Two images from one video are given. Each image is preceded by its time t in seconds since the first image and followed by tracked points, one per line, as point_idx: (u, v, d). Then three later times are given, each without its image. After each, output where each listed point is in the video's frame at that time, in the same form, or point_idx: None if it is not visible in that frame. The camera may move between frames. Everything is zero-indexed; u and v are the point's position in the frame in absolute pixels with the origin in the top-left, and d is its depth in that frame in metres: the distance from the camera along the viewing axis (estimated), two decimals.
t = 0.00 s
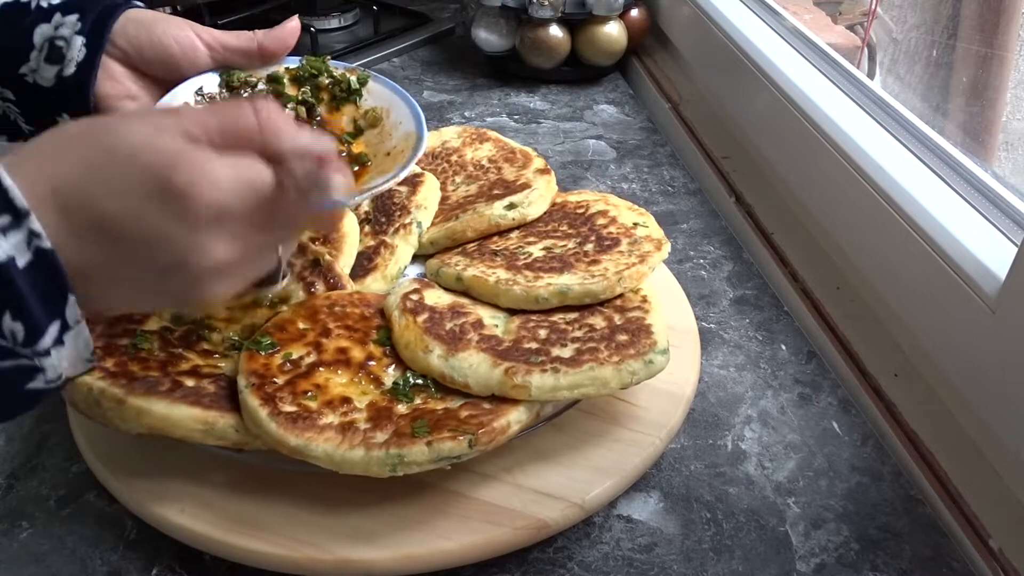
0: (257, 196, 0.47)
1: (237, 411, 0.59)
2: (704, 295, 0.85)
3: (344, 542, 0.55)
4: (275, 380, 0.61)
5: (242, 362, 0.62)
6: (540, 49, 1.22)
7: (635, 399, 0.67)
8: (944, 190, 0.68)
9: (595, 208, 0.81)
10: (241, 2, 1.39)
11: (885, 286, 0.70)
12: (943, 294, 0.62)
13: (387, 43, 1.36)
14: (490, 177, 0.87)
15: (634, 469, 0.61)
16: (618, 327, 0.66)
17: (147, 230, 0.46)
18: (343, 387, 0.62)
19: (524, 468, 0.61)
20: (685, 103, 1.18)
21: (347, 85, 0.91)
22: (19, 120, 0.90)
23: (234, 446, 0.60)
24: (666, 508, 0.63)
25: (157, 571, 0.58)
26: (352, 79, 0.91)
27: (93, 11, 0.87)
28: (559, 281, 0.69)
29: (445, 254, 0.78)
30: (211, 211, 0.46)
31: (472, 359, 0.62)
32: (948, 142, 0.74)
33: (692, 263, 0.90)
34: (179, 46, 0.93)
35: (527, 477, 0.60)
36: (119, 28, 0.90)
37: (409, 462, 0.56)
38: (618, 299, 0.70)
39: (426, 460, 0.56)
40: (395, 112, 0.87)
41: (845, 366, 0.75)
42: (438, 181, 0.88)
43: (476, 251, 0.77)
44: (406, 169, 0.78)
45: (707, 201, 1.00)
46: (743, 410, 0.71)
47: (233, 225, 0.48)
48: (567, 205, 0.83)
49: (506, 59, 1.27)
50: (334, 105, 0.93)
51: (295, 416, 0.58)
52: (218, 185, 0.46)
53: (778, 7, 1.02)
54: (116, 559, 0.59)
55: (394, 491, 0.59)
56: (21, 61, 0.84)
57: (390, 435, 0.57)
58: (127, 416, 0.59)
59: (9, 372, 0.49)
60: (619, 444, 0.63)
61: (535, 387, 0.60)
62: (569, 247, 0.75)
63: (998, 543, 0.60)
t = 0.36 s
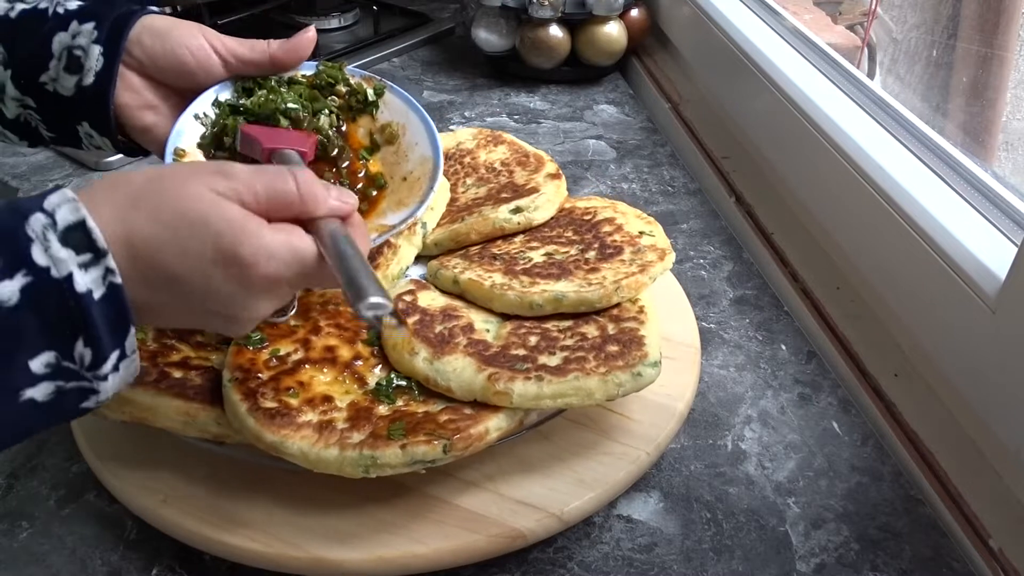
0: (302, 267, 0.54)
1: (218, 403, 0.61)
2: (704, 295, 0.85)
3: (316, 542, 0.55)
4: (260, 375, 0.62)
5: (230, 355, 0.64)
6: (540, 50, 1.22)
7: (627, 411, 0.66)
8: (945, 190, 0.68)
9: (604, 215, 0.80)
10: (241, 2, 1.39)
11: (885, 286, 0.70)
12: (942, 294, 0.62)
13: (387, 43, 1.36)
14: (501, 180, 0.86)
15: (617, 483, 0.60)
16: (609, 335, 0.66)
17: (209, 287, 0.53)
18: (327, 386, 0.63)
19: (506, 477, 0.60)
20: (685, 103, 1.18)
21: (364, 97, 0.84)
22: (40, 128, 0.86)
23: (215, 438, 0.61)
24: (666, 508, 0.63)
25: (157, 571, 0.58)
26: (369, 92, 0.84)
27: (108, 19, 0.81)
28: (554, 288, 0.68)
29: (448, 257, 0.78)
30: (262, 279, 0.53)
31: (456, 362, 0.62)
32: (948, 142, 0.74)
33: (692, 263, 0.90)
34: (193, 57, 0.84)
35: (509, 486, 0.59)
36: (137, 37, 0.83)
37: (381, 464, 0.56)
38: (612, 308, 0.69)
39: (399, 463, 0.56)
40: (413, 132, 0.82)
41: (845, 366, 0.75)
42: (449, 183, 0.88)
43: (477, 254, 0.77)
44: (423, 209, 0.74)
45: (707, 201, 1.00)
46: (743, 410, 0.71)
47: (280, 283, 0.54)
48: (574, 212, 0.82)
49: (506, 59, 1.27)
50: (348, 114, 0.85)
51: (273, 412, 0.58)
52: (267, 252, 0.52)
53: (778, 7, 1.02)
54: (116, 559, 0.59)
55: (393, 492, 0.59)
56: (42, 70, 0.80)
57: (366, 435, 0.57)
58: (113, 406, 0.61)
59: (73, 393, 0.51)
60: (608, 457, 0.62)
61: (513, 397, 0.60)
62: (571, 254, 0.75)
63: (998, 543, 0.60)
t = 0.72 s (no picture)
0: (300, 311, 0.55)
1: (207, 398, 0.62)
2: (704, 295, 0.85)
3: (299, 540, 0.56)
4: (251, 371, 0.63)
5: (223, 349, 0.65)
6: (540, 50, 1.22)
7: (621, 420, 0.65)
8: (945, 190, 0.68)
9: (609, 219, 0.80)
10: (241, 2, 1.39)
11: (886, 286, 0.70)
12: (943, 293, 0.62)
13: (387, 43, 1.36)
14: (507, 182, 0.86)
15: (606, 492, 0.60)
16: (605, 343, 0.65)
17: (203, 332, 0.54)
18: (317, 384, 0.63)
19: (494, 482, 0.60)
20: (685, 103, 1.18)
21: (362, 89, 0.85)
22: (40, 125, 0.86)
23: (203, 433, 0.62)
24: (666, 508, 0.63)
25: (157, 571, 0.58)
26: (367, 83, 0.85)
27: (105, 14, 0.81)
28: (551, 292, 0.68)
29: (450, 258, 0.78)
30: (258, 326, 0.54)
31: (446, 364, 0.63)
32: (948, 142, 0.74)
33: (692, 263, 0.90)
34: (186, 54, 0.85)
35: (496, 491, 0.59)
36: (132, 34, 0.84)
37: (364, 464, 0.56)
38: (610, 315, 0.69)
39: (382, 464, 0.56)
40: (410, 125, 0.83)
41: (844, 366, 0.75)
42: (456, 184, 0.88)
43: (477, 256, 0.77)
44: (414, 206, 0.76)
45: (707, 201, 1.00)
46: (743, 410, 0.71)
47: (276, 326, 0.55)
48: (578, 216, 0.82)
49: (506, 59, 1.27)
50: (347, 106, 0.86)
51: (259, 409, 0.59)
52: (263, 301, 0.53)
53: (778, 7, 1.02)
54: (116, 558, 0.59)
55: (390, 491, 0.59)
56: (40, 67, 0.80)
57: (350, 435, 0.58)
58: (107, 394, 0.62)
59: (47, 434, 0.51)
60: (597, 465, 0.62)
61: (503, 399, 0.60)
62: (571, 258, 0.75)
63: (998, 543, 0.60)
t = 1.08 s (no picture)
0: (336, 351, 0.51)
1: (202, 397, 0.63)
2: (704, 295, 0.85)
3: (290, 540, 0.56)
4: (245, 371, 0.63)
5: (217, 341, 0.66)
6: (540, 49, 1.22)
7: (617, 424, 0.65)
8: (945, 190, 0.68)
9: (612, 222, 0.80)
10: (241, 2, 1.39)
11: (885, 286, 0.70)
12: (942, 293, 0.62)
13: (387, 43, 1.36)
14: (510, 184, 0.86)
15: (599, 496, 0.59)
16: (601, 346, 0.65)
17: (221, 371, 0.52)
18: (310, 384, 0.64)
19: (487, 485, 0.60)
20: (685, 103, 1.18)
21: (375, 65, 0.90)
22: (51, 115, 0.85)
23: (197, 429, 0.63)
24: (666, 508, 0.63)
25: (157, 571, 0.58)
26: (379, 60, 0.91)
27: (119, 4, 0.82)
28: (549, 295, 0.68)
29: (450, 259, 0.78)
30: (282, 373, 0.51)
31: (439, 364, 0.63)
32: (948, 142, 0.74)
33: (692, 263, 0.90)
34: (202, 38, 0.88)
35: (489, 494, 0.59)
36: (148, 21, 0.86)
37: (352, 464, 0.56)
38: (608, 317, 0.69)
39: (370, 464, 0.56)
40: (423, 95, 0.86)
41: (844, 366, 0.75)
42: (459, 185, 0.88)
43: (477, 257, 0.77)
44: (437, 162, 0.77)
45: (707, 201, 1.00)
46: (743, 410, 0.71)
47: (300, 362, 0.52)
48: (580, 218, 0.82)
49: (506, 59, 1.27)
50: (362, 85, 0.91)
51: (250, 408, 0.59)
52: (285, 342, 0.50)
53: (778, 7, 1.02)
54: (115, 558, 0.59)
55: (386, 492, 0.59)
56: (53, 57, 0.80)
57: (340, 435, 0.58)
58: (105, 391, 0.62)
59: (40, 489, 0.49)
60: (590, 470, 0.61)
61: (496, 399, 0.60)
62: (572, 261, 0.75)
63: (998, 543, 0.60)
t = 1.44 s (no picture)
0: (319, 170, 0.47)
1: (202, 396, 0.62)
2: (704, 295, 0.85)
3: (289, 539, 0.56)
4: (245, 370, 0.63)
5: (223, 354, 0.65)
6: (540, 50, 1.22)
7: (617, 425, 0.65)
8: (945, 190, 0.68)
9: (612, 223, 0.80)
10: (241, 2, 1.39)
11: (885, 286, 0.70)
12: (942, 292, 0.62)
13: (387, 43, 1.36)
14: (511, 185, 0.86)
15: (597, 497, 0.60)
16: (601, 347, 0.65)
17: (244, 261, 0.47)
18: (310, 383, 0.64)
19: (484, 485, 0.60)
20: (685, 103, 1.18)
21: (402, 97, 0.89)
22: (70, 132, 0.87)
23: (196, 429, 0.63)
24: (666, 508, 0.63)
25: (157, 571, 0.58)
26: (407, 92, 0.90)
27: (149, 25, 0.83)
28: (549, 295, 0.68)
29: (450, 259, 0.78)
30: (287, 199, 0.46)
31: (438, 365, 0.63)
32: (948, 142, 0.74)
33: (692, 263, 0.90)
34: (227, 61, 0.88)
35: (487, 495, 0.59)
36: (175, 43, 0.85)
37: (351, 464, 0.56)
38: (608, 317, 0.69)
39: (370, 465, 0.57)
40: (450, 130, 0.86)
41: (845, 366, 0.75)
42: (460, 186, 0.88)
43: (478, 257, 0.77)
44: (459, 198, 0.78)
45: (707, 201, 1.00)
46: (743, 410, 0.72)
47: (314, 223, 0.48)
48: (581, 219, 0.82)
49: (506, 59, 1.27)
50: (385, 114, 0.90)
51: (250, 407, 0.59)
52: (286, 171, 0.45)
53: (778, 7, 1.02)
54: (115, 558, 0.59)
55: (384, 492, 0.59)
56: (77, 76, 0.81)
57: (340, 435, 0.58)
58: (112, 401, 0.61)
59: (93, 420, 0.47)
60: (589, 470, 0.61)
61: (494, 400, 0.60)
62: (572, 261, 0.75)
63: (998, 543, 0.60)
